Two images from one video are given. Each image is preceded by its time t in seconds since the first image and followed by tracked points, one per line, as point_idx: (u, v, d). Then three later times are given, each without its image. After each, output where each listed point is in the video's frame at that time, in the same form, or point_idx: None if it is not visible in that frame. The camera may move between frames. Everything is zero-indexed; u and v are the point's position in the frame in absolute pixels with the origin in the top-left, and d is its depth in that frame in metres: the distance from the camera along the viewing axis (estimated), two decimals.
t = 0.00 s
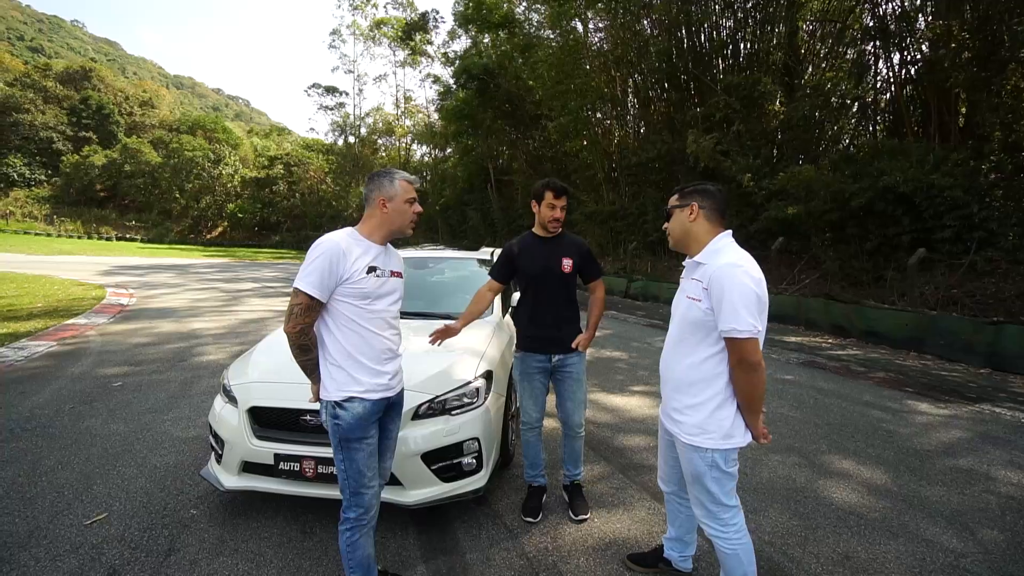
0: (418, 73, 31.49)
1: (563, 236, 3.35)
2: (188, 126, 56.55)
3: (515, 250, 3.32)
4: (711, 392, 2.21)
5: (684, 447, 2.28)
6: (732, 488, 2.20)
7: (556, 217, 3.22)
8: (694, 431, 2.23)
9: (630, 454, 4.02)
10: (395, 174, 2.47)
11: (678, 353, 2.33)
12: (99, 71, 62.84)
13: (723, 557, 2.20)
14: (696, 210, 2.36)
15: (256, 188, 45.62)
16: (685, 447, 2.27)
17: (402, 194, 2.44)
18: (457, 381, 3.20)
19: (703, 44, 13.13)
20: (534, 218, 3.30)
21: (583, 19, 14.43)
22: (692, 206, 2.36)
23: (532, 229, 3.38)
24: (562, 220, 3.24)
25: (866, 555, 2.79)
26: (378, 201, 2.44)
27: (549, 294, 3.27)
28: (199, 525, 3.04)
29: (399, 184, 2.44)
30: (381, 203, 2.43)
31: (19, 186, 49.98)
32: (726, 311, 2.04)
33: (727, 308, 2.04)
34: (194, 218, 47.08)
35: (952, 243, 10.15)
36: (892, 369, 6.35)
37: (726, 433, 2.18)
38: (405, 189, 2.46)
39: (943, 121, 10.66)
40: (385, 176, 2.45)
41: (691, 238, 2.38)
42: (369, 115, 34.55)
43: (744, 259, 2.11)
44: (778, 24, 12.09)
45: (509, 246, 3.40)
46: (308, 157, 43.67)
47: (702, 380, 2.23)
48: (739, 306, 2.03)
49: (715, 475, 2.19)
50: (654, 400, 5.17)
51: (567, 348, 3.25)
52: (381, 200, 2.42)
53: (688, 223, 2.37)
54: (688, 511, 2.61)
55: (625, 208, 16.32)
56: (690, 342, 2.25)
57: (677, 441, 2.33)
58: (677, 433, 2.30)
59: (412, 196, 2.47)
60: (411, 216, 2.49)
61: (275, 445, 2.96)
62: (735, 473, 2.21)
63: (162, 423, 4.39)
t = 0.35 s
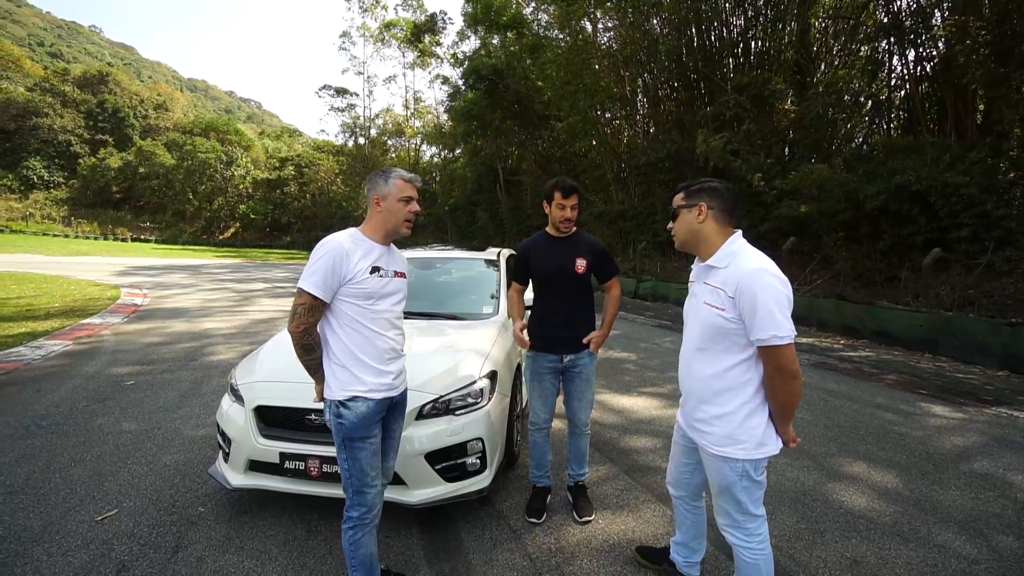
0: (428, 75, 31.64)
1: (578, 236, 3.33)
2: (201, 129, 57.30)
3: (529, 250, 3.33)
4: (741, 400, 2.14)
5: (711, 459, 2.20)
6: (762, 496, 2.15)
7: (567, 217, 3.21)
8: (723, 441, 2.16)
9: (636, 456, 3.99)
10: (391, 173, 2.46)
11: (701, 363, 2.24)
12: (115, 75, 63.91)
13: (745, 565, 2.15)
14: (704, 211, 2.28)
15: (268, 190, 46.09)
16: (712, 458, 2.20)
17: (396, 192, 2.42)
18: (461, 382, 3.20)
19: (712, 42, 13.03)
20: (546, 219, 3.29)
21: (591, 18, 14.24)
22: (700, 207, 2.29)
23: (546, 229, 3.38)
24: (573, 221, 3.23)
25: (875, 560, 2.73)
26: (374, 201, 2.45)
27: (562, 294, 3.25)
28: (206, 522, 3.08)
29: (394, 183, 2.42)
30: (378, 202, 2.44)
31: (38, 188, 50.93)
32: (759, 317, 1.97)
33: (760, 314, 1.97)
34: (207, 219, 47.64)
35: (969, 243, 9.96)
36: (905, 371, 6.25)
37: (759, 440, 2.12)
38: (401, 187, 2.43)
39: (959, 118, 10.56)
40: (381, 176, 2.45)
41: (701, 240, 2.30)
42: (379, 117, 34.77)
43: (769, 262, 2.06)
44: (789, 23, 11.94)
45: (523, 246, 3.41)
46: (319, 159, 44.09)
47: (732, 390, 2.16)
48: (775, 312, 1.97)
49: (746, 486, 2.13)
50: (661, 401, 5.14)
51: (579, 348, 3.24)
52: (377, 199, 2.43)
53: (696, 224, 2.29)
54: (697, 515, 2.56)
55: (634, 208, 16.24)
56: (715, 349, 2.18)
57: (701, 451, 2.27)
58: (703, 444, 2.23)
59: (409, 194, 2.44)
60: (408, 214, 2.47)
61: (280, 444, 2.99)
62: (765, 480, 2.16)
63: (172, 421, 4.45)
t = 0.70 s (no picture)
0: (433, 75, 31.68)
1: (587, 234, 3.28)
2: (209, 130, 57.74)
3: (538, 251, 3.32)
4: (735, 397, 2.14)
5: (706, 456, 2.19)
6: (755, 492, 2.15)
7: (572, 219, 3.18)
8: (717, 437, 2.15)
9: (639, 456, 3.98)
10: (388, 174, 2.48)
11: (696, 362, 2.22)
12: (124, 78, 64.55)
13: (740, 562, 2.15)
14: (708, 209, 2.26)
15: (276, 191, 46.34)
16: (706, 455, 2.19)
17: (392, 193, 2.43)
18: (462, 381, 3.21)
19: (718, 41, 13.01)
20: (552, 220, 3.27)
21: (597, 17, 14.24)
22: (705, 205, 2.25)
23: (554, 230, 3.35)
24: (578, 221, 3.20)
25: (878, 561, 2.71)
26: (372, 202, 2.47)
27: (571, 294, 3.22)
28: (210, 520, 3.11)
29: (389, 183, 2.44)
30: (375, 203, 2.46)
31: (50, 189, 51.51)
32: (757, 317, 1.97)
33: (758, 314, 1.97)
34: (215, 220, 47.99)
35: (979, 242, 9.84)
36: (914, 371, 6.19)
37: (751, 437, 2.12)
38: (398, 188, 2.44)
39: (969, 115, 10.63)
40: (378, 176, 2.47)
41: (700, 239, 2.28)
42: (385, 117, 34.87)
43: (766, 262, 2.05)
44: (797, 20, 11.96)
45: (533, 247, 3.38)
46: (325, 160, 44.32)
47: (726, 387, 2.15)
48: (773, 312, 1.97)
49: (739, 482, 2.13)
50: (665, 402, 5.11)
51: (588, 350, 3.19)
52: (374, 200, 2.45)
53: (698, 223, 2.26)
54: (692, 508, 2.58)
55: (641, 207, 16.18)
56: (710, 348, 2.17)
57: (695, 448, 2.26)
58: (697, 440, 2.22)
59: (405, 194, 2.45)
60: (405, 214, 2.48)
61: (282, 443, 3.01)
62: (757, 476, 2.16)
63: (178, 420, 4.49)
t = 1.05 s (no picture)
0: (434, 75, 31.69)
1: (591, 234, 3.27)
2: (211, 132, 57.90)
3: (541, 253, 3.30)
4: (698, 385, 2.19)
5: (669, 437, 2.25)
6: (718, 477, 2.19)
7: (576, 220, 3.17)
8: (678, 420, 2.21)
9: (637, 455, 3.97)
10: (381, 174, 2.49)
11: (664, 348, 2.28)
12: (126, 80, 64.78)
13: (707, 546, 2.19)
14: (696, 209, 2.30)
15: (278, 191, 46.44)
16: (670, 438, 2.25)
17: (385, 193, 2.43)
18: (460, 381, 3.21)
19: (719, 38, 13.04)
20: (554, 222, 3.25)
21: (597, 16, 14.13)
22: (692, 205, 2.29)
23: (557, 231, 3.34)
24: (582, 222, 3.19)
25: (875, 559, 2.69)
26: (366, 202, 2.48)
27: (577, 295, 3.20)
28: (208, 521, 3.12)
29: (383, 184, 2.45)
30: (369, 203, 2.46)
31: (53, 192, 51.69)
32: (718, 309, 2.02)
33: (719, 306, 2.02)
34: (217, 221, 48.09)
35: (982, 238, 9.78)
36: (915, 369, 6.15)
37: (711, 422, 2.17)
38: (391, 188, 2.45)
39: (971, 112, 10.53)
40: (371, 177, 2.47)
41: (684, 237, 2.31)
42: (386, 117, 34.90)
43: (735, 258, 2.10)
44: (798, 18, 12.01)
45: (535, 249, 3.36)
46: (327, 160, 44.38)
47: (690, 374, 2.20)
48: (734, 305, 2.02)
49: (699, 465, 2.18)
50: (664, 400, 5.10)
51: (594, 350, 3.17)
52: (367, 200, 2.46)
53: (686, 222, 2.30)
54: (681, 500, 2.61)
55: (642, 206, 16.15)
56: (677, 336, 2.22)
57: (661, 430, 2.31)
58: (662, 423, 2.28)
59: (399, 194, 2.46)
60: (398, 214, 2.48)
61: (279, 443, 3.02)
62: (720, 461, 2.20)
63: (178, 421, 4.51)
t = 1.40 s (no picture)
0: (433, 75, 31.69)
1: (587, 234, 3.26)
2: (211, 133, 57.99)
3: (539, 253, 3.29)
4: (674, 375, 2.31)
5: (647, 424, 2.36)
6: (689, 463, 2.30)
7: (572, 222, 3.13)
8: (656, 409, 2.32)
9: (633, 453, 3.97)
10: (372, 175, 2.49)
11: (642, 341, 2.40)
12: (125, 82, 64.97)
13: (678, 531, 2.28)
14: (677, 213, 2.43)
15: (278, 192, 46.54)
16: (648, 425, 2.35)
17: (377, 193, 2.44)
18: (455, 381, 3.21)
19: (718, 36, 13.08)
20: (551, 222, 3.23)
21: (596, 14, 14.00)
22: (674, 209, 2.42)
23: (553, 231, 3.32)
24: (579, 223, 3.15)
25: (870, 556, 2.69)
26: (357, 203, 2.48)
27: (573, 296, 3.19)
28: (204, 521, 3.13)
29: (374, 184, 2.45)
30: (360, 203, 2.47)
31: (53, 194, 51.82)
32: (692, 303, 2.15)
33: (693, 300, 2.15)
34: (218, 222, 48.16)
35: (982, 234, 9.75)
36: (914, 366, 6.13)
37: (687, 410, 2.29)
38: (382, 189, 2.46)
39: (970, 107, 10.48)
40: (362, 178, 2.47)
41: (664, 239, 2.44)
42: (386, 118, 34.90)
43: (707, 256, 2.24)
44: (796, 14, 12.08)
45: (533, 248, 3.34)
46: (327, 161, 44.51)
47: (668, 365, 2.31)
48: (706, 299, 2.15)
49: (674, 449, 2.29)
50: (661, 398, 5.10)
51: (590, 350, 3.17)
52: (359, 201, 2.46)
53: (668, 224, 2.43)
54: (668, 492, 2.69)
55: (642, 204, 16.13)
56: (655, 330, 2.35)
57: (639, 419, 2.42)
58: (641, 412, 2.39)
59: (391, 194, 2.46)
60: (389, 214, 2.49)
61: (275, 443, 3.02)
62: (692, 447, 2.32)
63: (176, 422, 4.52)
